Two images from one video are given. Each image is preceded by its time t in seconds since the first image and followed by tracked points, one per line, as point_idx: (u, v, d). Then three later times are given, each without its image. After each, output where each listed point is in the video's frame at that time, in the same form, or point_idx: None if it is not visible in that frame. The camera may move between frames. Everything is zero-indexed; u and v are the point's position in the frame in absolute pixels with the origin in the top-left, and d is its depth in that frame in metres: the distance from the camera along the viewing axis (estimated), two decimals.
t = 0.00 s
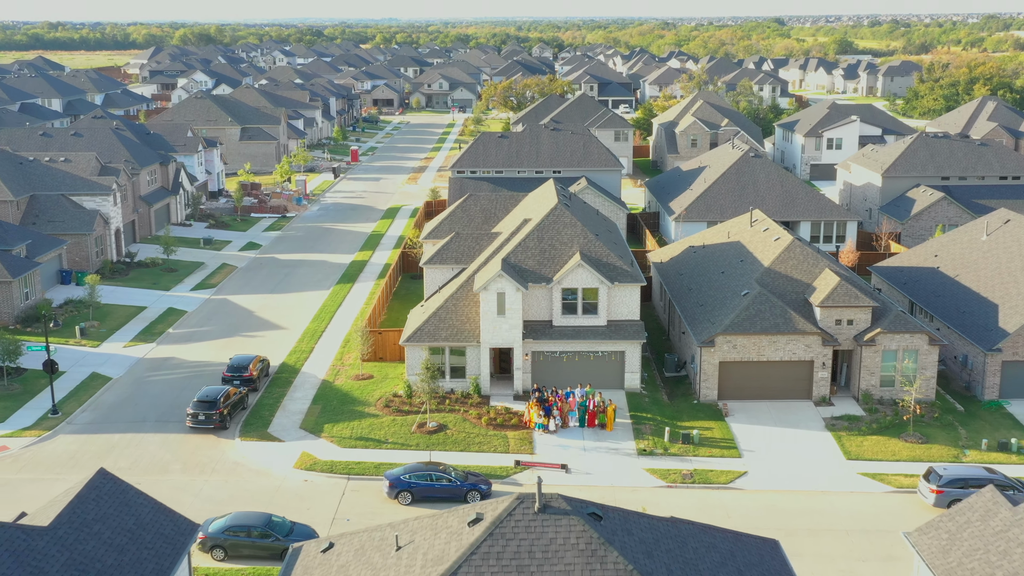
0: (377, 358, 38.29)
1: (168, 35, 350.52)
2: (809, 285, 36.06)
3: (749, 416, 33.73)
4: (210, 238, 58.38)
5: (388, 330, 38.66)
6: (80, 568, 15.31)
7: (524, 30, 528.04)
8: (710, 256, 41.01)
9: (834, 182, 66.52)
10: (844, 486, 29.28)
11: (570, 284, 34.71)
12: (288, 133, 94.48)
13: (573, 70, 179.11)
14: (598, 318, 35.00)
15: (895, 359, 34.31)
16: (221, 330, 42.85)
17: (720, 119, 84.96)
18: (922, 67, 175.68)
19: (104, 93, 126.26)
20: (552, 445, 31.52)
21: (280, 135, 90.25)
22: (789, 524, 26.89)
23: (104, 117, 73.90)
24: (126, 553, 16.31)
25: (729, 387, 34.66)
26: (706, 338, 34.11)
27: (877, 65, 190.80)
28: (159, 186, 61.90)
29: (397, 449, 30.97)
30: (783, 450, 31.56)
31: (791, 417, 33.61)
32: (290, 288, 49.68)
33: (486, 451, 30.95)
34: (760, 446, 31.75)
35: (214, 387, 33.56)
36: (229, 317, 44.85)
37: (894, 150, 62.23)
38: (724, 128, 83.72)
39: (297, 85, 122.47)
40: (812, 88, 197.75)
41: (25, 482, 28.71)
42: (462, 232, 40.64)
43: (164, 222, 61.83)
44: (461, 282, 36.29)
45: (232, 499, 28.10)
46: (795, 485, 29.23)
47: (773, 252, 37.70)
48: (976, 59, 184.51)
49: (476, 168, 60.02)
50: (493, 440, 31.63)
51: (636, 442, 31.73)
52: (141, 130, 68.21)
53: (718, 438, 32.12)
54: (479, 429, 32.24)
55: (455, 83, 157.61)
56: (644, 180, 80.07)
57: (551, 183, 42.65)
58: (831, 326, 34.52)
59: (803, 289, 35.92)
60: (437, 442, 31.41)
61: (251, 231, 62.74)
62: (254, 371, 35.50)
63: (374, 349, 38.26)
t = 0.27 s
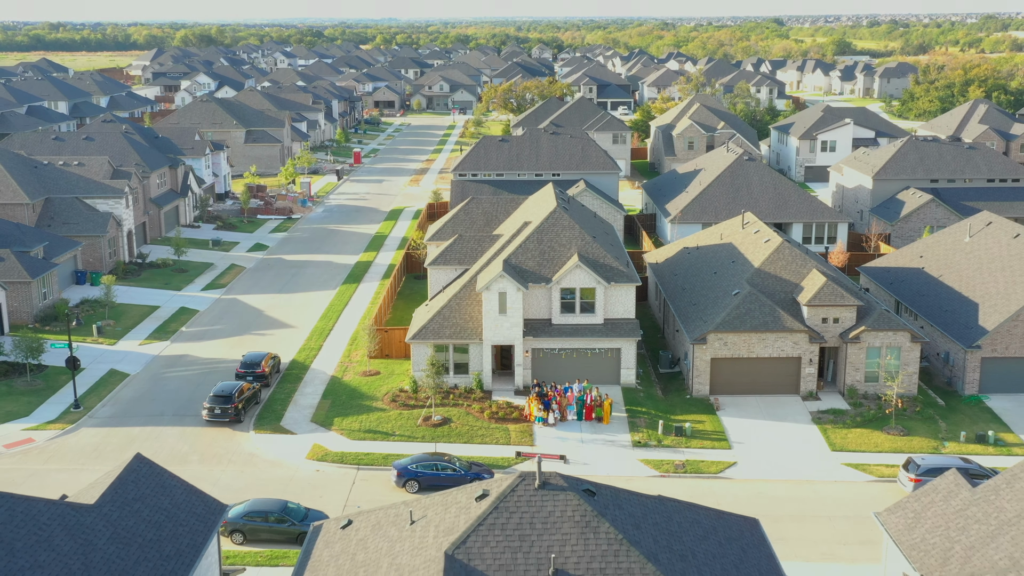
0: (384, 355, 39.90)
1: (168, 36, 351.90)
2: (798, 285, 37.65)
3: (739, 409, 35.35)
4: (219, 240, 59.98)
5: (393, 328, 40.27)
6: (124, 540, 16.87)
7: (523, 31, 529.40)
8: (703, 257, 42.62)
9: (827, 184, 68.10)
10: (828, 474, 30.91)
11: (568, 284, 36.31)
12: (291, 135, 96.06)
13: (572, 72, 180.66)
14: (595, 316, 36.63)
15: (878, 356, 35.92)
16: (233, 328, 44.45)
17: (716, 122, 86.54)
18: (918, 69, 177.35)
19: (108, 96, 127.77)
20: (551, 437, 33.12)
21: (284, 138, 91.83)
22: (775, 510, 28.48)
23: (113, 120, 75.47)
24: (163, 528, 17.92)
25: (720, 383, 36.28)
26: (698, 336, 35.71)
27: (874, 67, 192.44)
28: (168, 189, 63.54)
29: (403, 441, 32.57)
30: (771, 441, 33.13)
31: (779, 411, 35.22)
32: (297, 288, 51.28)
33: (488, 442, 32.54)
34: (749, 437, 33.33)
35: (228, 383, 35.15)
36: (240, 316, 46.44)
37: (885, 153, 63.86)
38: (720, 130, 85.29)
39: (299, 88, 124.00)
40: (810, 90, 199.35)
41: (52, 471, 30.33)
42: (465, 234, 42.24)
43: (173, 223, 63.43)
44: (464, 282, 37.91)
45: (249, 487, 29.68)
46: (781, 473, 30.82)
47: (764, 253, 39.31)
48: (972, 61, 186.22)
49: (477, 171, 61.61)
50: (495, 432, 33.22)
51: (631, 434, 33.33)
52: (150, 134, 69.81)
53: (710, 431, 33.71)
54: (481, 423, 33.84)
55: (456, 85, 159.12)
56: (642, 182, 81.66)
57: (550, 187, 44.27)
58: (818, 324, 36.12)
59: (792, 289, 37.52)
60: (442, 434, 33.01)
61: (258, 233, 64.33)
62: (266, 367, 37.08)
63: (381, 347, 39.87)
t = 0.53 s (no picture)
0: (390, 352, 41.54)
1: (169, 37, 353.37)
2: (787, 284, 39.29)
3: (730, 404, 36.97)
4: (227, 241, 61.60)
5: (399, 327, 41.90)
6: (161, 517, 18.43)
7: (523, 31, 530.87)
8: (697, 257, 44.28)
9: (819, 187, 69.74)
10: (818, 463, 32.32)
11: (567, 284, 37.94)
12: (295, 137, 97.69)
13: (572, 74, 182.34)
14: (592, 315, 38.31)
15: (863, 353, 37.58)
16: (243, 327, 46.07)
17: (713, 125, 88.17)
18: (915, 70, 179.10)
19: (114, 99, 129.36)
20: (550, 430, 34.74)
21: (289, 140, 93.46)
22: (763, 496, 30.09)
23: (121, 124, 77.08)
24: (195, 507, 19.51)
25: (712, 378, 37.91)
26: (691, 333, 37.36)
27: (871, 69, 194.14)
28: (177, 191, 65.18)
29: (409, 433, 34.20)
30: (761, 433, 34.73)
31: (768, 405, 36.84)
32: (305, 288, 52.90)
33: (491, 434, 34.17)
34: (739, 430, 34.94)
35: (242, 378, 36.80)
36: (250, 315, 48.06)
37: (876, 156, 65.53)
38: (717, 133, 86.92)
39: (302, 91, 125.63)
40: (807, 91, 201.07)
41: (77, 462, 31.90)
42: (467, 236, 43.88)
43: (182, 225, 65.06)
44: (466, 282, 39.55)
45: (264, 476, 31.27)
46: (771, 461, 32.34)
47: (754, 254, 40.96)
48: (967, 64, 187.97)
49: (478, 173, 63.23)
50: (497, 425, 34.84)
51: (627, 427, 34.94)
52: (158, 137, 71.45)
53: (701, 424, 35.32)
54: (484, 416, 35.47)
55: (457, 87, 160.73)
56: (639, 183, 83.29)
57: (549, 191, 45.91)
58: (805, 322, 37.76)
59: (781, 288, 39.15)
60: (447, 427, 34.65)
61: (265, 234, 65.97)
62: (277, 363, 38.73)
63: (387, 344, 41.51)
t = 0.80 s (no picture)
0: (396, 349, 43.19)
1: (169, 37, 354.93)
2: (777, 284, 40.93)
3: (722, 398, 38.62)
4: (235, 242, 63.26)
5: (404, 325, 43.57)
6: (194, 498, 20.10)
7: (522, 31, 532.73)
8: (691, 258, 45.96)
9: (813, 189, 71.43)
10: (804, 453, 33.96)
11: (565, 283, 39.60)
12: (299, 140, 99.37)
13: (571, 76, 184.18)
14: (589, 314, 40.04)
15: (849, 350, 39.26)
16: (253, 325, 47.71)
17: (709, 127, 89.87)
18: (910, 72, 181.03)
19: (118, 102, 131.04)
20: (549, 422, 36.41)
21: (292, 143, 95.12)
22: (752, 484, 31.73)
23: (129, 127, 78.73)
24: (222, 489, 21.16)
25: (704, 373, 39.58)
26: (684, 331, 39.03)
27: (867, 70, 195.95)
28: (186, 193, 66.83)
29: (415, 426, 35.84)
30: (751, 425, 36.37)
31: (758, 399, 38.48)
32: (312, 287, 54.57)
33: (493, 427, 35.82)
34: (730, 423, 36.56)
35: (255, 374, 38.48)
36: (259, 314, 49.68)
37: (867, 159, 67.26)
38: (713, 136, 88.61)
39: (304, 93, 127.29)
40: (804, 92, 202.96)
41: (99, 453, 33.48)
42: (470, 239, 45.53)
43: (190, 227, 66.70)
44: (469, 283, 41.24)
45: (277, 466, 32.91)
46: (760, 452, 33.98)
47: (746, 255, 42.62)
48: (962, 66, 189.93)
49: (479, 176, 64.90)
50: (499, 419, 36.49)
51: (622, 420, 36.59)
52: (166, 140, 73.12)
53: (694, 417, 36.93)
54: (486, 410, 37.13)
55: (457, 89, 162.46)
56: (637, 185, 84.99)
57: (548, 194, 47.62)
58: (794, 320, 39.40)
59: (771, 288, 40.79)
60: (451, 420, 36.32)
61: (271, 235, 67.65)
62: (288, 360, 40.42)
63: (393, 342, 43.19)
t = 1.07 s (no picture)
0: (401, 346, 44.90)
1: (171, 39, 356.59)
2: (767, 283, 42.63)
3: (714, 393, 40.33)
4: (243, 243, 64.95)
5: (409, 323, 45.28)
6: (221, 481, 21.77)
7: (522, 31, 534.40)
8: (685, 259, 47.65)
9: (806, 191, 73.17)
10: (792, 443, 35.64)
11: (564, 283, 41.28)
12: (303, 142, 101.05)
13: (571, 77, 185.95)
14: (588, 312, 41.73)
15: (836, 347, 40.95)
16: (263, 324, 49.40)
17: (706, 130, 91.59)
18: (907, 73, 182.92)
19: (124, 104, 132.71)
20: (549, 416, 38.06)
21: (297, 145, 96.82)
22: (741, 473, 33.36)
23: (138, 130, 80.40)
24: (246, 474, 22.84)
25: (698, 369, 41.29)
26: (678, 329, 40.73)
27: (864, 71, 197.77)
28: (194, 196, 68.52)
29: (421, 420, 37.52)
30: (742, 417, 38.04)
31: (749, 394, 40.19)
32: (318, 287, 56.26)
33: (495, 420, 37.50)
34: (722, 416, 38.21)
35: (267, 371, 40.12)
36: (268, 313, 51.36)
37: (858, 162, 69.04)
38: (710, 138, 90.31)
39: (308, 96, 128.99)
40: (802, 94, 204.76)
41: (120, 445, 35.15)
42: (473, 241, 47.23)
43: (199, 228, 68.40)
44: (471, 283, 42.94)
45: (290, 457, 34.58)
46: (751, 442, 35.66)
47: (738, 256, 44.31)
48: (958, 69, 191.91)
49: (481, 179, 66.59)
50: (501, 412, 38.15)
51: (618, 413, 38.20)
52: (174, 144, 74.81)
53: (687, 411, 38.55)
54: (489, 404, 38.80)
55: (458, 91, 164.18)
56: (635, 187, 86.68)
57: (548, 197, 49.32)
58: (783, 318, 41.05)
59: (762, 287, 42.49)
60: (455, 414, 37.99)
61: (277, 236, 69.34)
62: (298, 357, 42.07)
63: (399, 339, 44.90)
